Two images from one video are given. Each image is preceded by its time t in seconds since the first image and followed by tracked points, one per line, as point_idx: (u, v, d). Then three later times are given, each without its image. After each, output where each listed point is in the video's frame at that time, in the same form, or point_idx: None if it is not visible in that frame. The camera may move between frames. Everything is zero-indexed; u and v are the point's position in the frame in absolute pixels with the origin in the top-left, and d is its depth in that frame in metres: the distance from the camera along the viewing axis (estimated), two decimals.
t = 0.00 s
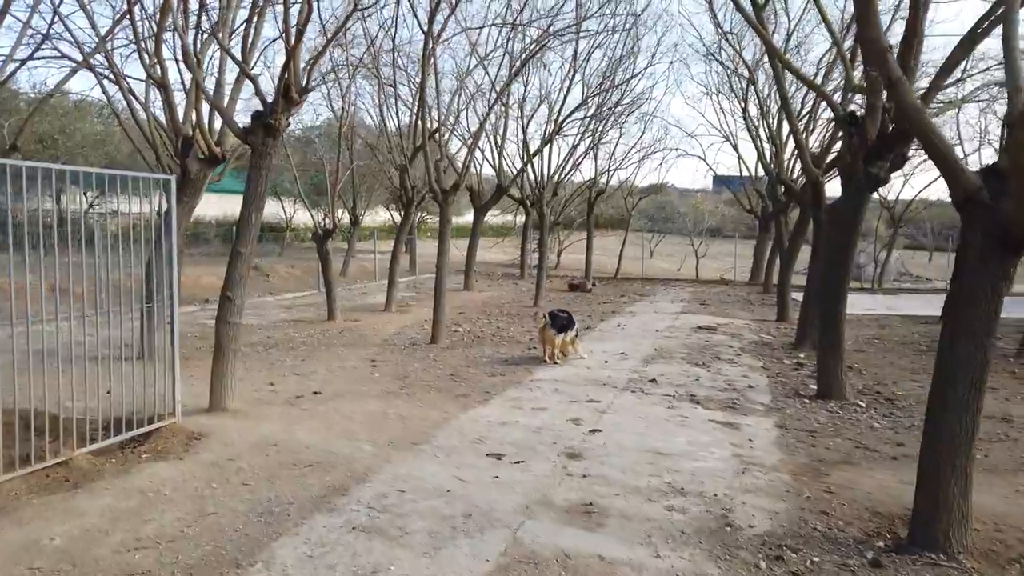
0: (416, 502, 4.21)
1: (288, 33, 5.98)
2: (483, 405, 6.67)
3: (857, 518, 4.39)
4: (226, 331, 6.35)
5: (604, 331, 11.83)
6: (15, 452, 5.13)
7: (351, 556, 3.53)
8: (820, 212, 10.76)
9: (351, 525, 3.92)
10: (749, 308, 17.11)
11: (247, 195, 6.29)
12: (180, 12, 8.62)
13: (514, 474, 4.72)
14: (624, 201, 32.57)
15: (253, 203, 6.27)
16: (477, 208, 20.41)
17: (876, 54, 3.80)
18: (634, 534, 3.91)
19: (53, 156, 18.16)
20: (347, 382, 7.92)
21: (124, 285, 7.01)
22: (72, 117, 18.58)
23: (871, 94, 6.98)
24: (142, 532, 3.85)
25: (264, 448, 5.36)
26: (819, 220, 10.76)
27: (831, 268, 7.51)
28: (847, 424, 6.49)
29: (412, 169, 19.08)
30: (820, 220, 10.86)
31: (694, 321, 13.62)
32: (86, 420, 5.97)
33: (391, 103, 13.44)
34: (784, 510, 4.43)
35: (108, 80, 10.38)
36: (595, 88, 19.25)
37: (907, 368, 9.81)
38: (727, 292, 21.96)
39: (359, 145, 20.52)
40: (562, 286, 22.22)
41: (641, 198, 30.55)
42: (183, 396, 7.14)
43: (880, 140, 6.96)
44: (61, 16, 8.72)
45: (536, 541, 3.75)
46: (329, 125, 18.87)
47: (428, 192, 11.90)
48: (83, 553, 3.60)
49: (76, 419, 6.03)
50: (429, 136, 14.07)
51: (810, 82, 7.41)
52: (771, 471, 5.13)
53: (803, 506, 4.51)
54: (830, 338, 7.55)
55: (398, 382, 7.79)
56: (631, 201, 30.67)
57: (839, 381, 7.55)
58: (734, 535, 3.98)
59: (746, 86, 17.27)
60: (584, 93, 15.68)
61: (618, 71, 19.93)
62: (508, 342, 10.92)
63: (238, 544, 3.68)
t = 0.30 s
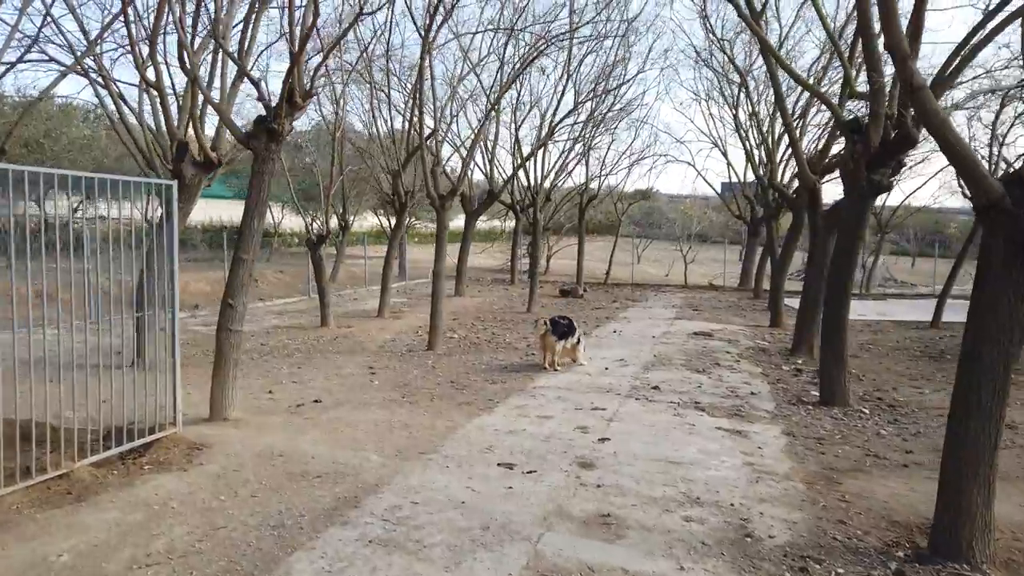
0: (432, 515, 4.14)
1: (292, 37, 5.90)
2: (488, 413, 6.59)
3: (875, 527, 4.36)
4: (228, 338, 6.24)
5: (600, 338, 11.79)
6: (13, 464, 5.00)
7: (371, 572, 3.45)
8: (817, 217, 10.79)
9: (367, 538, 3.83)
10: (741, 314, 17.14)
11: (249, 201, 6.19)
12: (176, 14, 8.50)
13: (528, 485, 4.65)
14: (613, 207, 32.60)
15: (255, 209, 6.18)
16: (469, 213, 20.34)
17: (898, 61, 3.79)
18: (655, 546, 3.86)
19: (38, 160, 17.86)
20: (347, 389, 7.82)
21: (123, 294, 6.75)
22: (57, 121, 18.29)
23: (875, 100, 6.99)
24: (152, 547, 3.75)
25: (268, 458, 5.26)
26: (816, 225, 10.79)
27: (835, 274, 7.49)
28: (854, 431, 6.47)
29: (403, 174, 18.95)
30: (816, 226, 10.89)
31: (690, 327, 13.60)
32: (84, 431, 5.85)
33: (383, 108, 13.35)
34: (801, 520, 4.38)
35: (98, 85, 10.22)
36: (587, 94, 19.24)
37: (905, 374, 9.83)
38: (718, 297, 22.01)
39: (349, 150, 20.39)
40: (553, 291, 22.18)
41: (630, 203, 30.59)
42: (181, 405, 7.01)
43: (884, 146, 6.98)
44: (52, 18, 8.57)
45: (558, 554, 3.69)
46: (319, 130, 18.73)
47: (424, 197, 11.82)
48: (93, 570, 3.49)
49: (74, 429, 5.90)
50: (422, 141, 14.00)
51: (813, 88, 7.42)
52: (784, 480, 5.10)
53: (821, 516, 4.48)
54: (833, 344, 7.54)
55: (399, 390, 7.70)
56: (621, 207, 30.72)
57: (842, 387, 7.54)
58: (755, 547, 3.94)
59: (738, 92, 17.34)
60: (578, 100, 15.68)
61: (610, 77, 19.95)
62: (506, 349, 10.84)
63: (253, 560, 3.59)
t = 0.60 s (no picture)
0: (444, 522, 4.08)
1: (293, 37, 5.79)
2: (489, 416, 6.54)
3: (886, 530, 4.37)
4: (224, 342, 6.13)
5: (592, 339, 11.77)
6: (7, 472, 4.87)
7: None
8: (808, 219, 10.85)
9: (380, 546, 3.77)
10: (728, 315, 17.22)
11: (246, 202, 6.08)
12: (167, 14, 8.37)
13: (537, 490, 4.60)
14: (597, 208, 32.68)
15: (252, 211, 6.08)
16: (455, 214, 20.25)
17: (912, 64, 3.80)
18: (671, 552, 3.83)
19: (15, 160, 17.68)
20: (343, 393, 7.73)
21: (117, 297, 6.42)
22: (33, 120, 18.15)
23: (872, 103, 7.04)
24: (160, 558, 3.66)
25: (270, 464, 5.17)
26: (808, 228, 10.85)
27: (832, 276, 7.52)
28: (854, 432, 6.49)
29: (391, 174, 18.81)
30: (807, 228, 10.95)
31: (679, 328, 13.62)
32: (77, 437, 5.72)
33: (372, 108, 13.26)
34: (813, 524, 4.38)
35: (81, 86, 9.99)
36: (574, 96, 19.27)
37: (895, 375, 9.91)
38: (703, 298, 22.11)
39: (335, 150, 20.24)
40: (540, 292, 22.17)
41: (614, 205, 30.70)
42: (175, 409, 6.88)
43: (880, 150, 7.02)
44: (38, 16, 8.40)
45: (575, 561, 3.65)
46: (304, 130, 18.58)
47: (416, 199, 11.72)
48: None
49: (67, 436, 5.76)
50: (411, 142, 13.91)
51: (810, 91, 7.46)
52: (791, 483, 5.09)
53: (832, 519, 4.47)
54: (829, 345, 7.58)
55: (395, 394, 7.62)
56: (605, 208, 30.82)
57: (838, 388, 7.57)
58: (771, 551, 3.93)
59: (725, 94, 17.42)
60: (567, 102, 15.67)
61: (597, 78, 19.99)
62: (498, 351, 10.80)
63: (265, 571, 3.51)
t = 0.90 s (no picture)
0: (454, 526, 3.99)
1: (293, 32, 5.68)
2: (490, 418, 6.46)
3: (900, 531, 4.32)
4: (220, 343, 5.98)
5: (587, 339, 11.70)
6: None
7: None
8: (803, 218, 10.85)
9: (391, 553, 3.67)
10: (720, 314, 17.23)
11: (243, 200, 5.95)
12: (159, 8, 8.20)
13: (546, 493, 4.52)
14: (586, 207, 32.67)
15: (249, 209, 5.95)
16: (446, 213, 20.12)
17: (929, 59, 3.77)
18: (687, 555, 3.76)
19: None
20: (339, 394, 7.62)
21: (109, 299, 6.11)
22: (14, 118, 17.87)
23: (873, 102, 7.03)
24: (163, 566, 3.54)
25: (271, 468, 5.06)
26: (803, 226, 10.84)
27: (832, 274, 7.49)
28: (858, 432, 6.46)
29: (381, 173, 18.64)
30: (802, 227, 10.94)
31: (673, 328, 13.59)
32: (70, 441, 5.56)
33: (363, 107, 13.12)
34: (826, 526, 4.33)
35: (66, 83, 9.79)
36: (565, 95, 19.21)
37: (891, 374, 9.91)
38: (693, 297, 22.13)
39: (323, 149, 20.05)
40: (530, 292, 22.12)
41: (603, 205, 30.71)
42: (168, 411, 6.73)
43: (881, 147, 7.01)
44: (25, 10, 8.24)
45: (591, 566, 3.57)
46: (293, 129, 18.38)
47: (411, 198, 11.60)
48: None
49: (59, 439, 5.60)
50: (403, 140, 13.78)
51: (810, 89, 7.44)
52: (799, 483, 5.04)
53: (845, 521, 4.42)
54: (830, 344, 7.55)
55: (393, 395, 7.51)
56: (594, 208, 30.82)
57: (839, 388, 7.55)
58: (788, 554, 3.86)
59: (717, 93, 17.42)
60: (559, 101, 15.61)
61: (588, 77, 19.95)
62: (493, 351, 10.71)
63: None
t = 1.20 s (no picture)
0: (467, 536, 3.83)
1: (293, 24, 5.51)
2: (495, 421, 6.30)
3: (924, 538, 4.20)
4: (218, 345, 5.79)
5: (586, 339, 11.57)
6: None
7: None
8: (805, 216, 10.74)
9: (403, 565, 3.52)
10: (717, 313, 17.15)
11: (241, 198, 5.77)
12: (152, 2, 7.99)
13: (560, 500, 4.37)
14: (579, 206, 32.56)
15: (248, 206, 5.76)
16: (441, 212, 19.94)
17: (958, 51, 3.66)
18: (711, 565, 3.62)
19: None
20: (338, 397, 7.44)
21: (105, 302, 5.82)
22: None
23: (882, 98, 6.92)
24: None
25: (272, 474, 4.89)
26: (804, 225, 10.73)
27: (839, 272, 7.36)
28: (869, 434, 6.35)
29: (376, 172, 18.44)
30: (803, 225, 10.83)
31: (672, 327, 13.47)
32: (62, 448, 5.36)
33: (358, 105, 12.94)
34: (848, 533, 4.20)
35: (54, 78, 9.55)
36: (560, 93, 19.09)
37: (894, 373, 9.82)
38: (689, 296, 22.05)
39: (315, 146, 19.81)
40: (524, 291, 21.99)
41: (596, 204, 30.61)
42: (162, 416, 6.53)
43: (889, 144, 6.90)
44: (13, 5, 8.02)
45: None
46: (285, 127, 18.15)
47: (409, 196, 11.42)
48: None
49: (50, 446, 5.40)
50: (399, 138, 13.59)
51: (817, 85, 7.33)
52: (816, 488, 4.92)
53: (867, 527, 4.29)
54: (837, 344, 7.43)
55: (393, 398, 7.35)
56: (587, 207, 30.72)
57: (847, 388, 7.43)
58: (813, 563, 3.73)
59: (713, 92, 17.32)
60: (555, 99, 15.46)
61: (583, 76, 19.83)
62: (492, 351, 10.54)
63: None
